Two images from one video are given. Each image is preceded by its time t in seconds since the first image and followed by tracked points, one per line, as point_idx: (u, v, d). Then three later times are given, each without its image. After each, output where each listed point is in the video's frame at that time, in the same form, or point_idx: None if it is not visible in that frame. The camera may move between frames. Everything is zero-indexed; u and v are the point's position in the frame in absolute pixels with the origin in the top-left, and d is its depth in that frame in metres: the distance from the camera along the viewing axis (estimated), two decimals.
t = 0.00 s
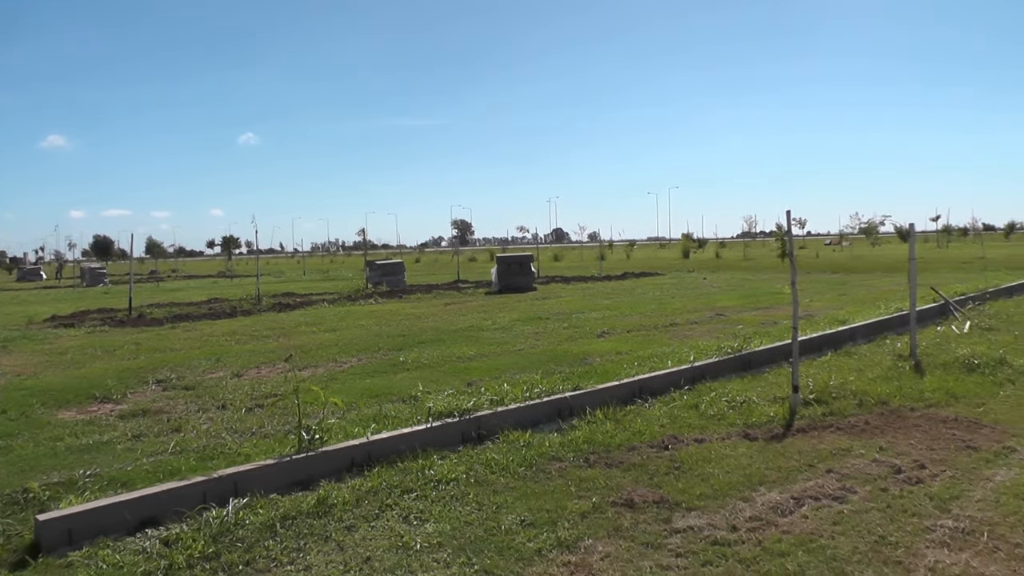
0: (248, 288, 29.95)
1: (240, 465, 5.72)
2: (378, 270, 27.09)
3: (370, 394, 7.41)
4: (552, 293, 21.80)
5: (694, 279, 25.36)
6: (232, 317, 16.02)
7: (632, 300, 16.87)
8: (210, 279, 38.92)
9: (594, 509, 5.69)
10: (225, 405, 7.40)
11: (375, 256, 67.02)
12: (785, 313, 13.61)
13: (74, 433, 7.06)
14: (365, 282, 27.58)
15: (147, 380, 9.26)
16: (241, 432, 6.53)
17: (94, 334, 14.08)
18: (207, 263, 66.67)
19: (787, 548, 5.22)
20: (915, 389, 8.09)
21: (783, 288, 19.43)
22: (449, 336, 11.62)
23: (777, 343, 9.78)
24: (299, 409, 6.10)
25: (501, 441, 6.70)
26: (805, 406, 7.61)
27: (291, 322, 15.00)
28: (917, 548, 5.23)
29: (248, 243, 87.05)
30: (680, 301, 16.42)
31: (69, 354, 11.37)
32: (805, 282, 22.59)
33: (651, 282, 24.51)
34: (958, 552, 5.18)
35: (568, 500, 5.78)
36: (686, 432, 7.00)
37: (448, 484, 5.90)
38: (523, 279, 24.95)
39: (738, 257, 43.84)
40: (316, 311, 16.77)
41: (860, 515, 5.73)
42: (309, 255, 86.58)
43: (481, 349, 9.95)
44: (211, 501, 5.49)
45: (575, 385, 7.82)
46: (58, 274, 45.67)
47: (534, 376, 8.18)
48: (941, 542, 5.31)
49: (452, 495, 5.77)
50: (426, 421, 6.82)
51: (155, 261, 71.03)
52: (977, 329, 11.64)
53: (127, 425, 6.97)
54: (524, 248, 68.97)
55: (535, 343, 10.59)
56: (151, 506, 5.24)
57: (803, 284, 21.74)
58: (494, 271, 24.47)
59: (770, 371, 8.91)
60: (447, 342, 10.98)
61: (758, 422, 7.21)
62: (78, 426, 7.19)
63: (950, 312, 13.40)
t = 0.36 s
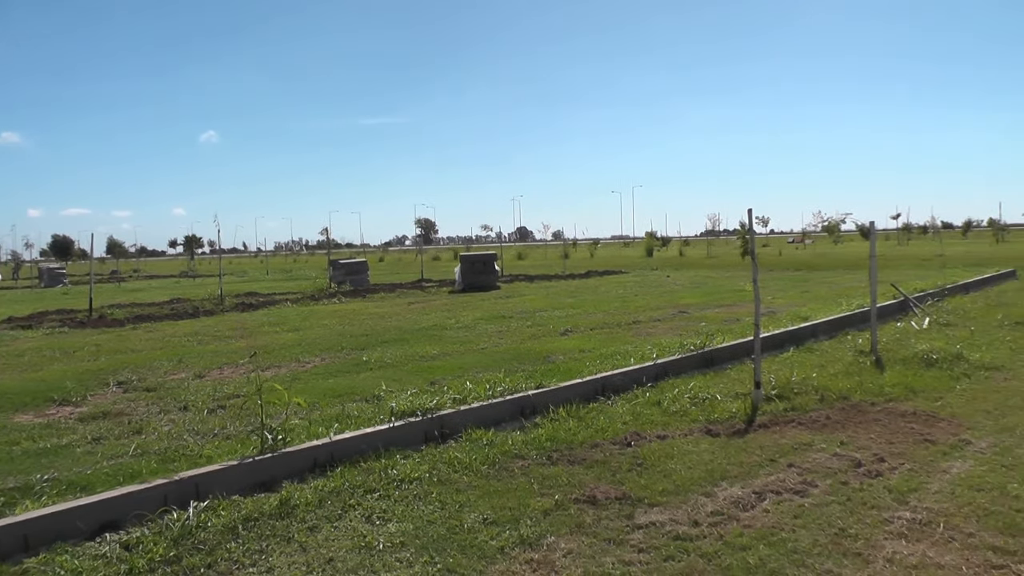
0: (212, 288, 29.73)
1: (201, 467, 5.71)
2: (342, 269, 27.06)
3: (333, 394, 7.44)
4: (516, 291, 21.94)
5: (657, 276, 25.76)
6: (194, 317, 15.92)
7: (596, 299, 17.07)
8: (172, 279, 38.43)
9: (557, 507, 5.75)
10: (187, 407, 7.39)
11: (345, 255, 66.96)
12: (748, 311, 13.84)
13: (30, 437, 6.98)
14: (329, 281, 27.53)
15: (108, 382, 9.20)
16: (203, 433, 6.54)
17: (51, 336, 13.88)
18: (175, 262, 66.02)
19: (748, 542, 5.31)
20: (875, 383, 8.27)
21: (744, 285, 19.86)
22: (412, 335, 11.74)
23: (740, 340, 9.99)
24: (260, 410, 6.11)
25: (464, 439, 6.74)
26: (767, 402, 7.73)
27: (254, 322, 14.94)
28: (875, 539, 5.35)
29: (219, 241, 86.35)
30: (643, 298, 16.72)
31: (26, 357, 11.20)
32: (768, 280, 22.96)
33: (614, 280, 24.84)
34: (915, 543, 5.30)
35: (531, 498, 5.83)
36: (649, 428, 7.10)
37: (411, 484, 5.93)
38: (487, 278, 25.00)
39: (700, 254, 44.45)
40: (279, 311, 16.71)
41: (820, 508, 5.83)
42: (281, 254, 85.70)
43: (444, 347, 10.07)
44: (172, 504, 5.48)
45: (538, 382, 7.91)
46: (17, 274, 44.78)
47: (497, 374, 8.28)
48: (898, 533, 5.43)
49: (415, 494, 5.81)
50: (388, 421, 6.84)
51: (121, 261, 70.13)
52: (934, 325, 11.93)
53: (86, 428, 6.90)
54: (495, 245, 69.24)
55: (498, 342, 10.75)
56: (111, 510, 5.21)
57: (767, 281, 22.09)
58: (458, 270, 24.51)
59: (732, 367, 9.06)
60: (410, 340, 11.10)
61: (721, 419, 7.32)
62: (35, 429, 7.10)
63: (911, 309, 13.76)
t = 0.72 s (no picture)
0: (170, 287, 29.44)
1: (158, 469, 5.71)
2: (300, 268, 26.96)
3: (291, 393, 7.51)
4: (476, 290, 22.21)
5: (617, 275, 26.12)
6: (152, 317, 15.78)
7: (555, 298, 17.32)
8: (128, 279, 37.78)
9: (515, 504, 5.81)
10: (144, 408, 7.39)
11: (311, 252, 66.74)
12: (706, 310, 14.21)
13: None
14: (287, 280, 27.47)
15: (62, 383, 9.14)
16: (160, 435, 6.57)
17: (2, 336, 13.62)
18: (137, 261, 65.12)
19: (705, 537, 5.40)
20: (833, 380, 8.46)
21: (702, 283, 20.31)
22: (372, 334, 11.90)
23: (699, 338, 10.26)
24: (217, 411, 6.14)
25: (423, 438, 6.82)
26: (725, 399, 7.89)
27: (213, 321, 14.88)
28: (829, 532, 5.47)
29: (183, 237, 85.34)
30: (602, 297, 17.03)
31: None
32: (728, 278, 23.29)
33: (574, 279, 25.15)
34: (869, 535, 5.42)
35: (489, 496, 5.89)
36: (607, 426, 7.22)
37: (369, 483, 5.99)
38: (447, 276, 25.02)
39: (659, 254, 44.57)
40: (237, 311, 16.63)
41: (776, 502, 5.95)
42: (246, 251, 84.70)
43: (403, 347, 10.26)
44: (128, 507, 5.47)
45: (497, 381, 8.01)
46: None
47: (455, 373, 8.43)
48: (853, 526, 5.56)
49: (373, 494, 5.85)
50: (346, 420, 6.88)
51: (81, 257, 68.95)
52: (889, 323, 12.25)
53: (39, 430, 6.82)
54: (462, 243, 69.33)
55: (456, 341, 11.00)
56: (64, 514, 5.18)
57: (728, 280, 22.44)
58: (418, 269, 24.47)
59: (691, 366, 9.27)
60: (370, 339, 11.24)
61: (679, 416, 7.45)
62: None
63: (868, 307, 14.11)
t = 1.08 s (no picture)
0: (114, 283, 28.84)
1: (99, 470, 5.67)
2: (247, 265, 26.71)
3: (236, 393, 7.55)
4: (424, 289, 22.39)
5: (564, 274, 26.39)
6: (95, 315, 15.52)
7: (503, 297, 17.55)
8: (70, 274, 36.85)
9: (460, 503, 5.86)
10: (86, 408, 7.36)
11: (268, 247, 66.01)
12: (653, 310, 14.54)
13: None
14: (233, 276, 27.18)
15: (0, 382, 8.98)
16: (102, 435, 6.57)
17: None
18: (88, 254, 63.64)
19: (648, 534, 5.49)
20: (778, 378, 8.64)
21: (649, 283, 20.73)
22: (320, 332, 11.99)
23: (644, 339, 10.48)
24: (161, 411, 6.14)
25: (368, 438, 6.89)
26: (670, 397, 8.06)
27: (159, 319, 14.71)
28: (771, 528, 5.59)
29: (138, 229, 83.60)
30: (550, 297, 17.27)
31: None
32: (675, 278, 23.79)
33: (522, 278, 25.33)
34: (810, 530, 5.56)
35: (433, 495, 5.94)
36: (553, 424, 7.34)
37: (314, 483, 6.02)
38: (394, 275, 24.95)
39: (607, 254, 44.90)
40: (183, 308, 16.45)
41: (719, 499, 6.06)
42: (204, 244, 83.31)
43: (350, 346, 10.38)
44: (68, 510, 5.40)
45: (443, 380, 8.10)
46: None
47: (400, 372, 8.54)
48: (795, 521, 5.69)
49: (318, 494, 5.88)
50: (292, 420, 6.90)
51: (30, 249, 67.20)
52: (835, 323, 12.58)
53: None
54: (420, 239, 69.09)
55: (402, 339, 11.16)
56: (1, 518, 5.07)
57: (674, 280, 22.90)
58: (365, 267, 24.35)
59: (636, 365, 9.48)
60: (316, 338, 11.31)
61: (624, 414, 7.60)
62: None
63: (813, 307, 14.51)
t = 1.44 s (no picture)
0: (62, 280, 28.23)
1: (46, 471, 5.56)
2: (199, 262, 26.39)
3: (185, 392, 7.50)
4: (378, 288, 22.41)
5: (517, 274, 26.57)
6: (41, 312, 15.22)
7: (456, 296, 17.64)
8: (18, 271, 35.96)
9: (410, 502, 5.88)
10: (31, 407, 7.29)
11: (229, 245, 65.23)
12: (604, 310, 14.76)
13: None
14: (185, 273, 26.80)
15: None
16: (49, 434, 6.50)
17: None
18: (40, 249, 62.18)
19: (597, 532, 5.54)
20: (728, 378, 8.77)
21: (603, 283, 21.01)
22: (272, 331, 11.98)
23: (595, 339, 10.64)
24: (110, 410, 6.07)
25: (319, 437, 6.89)
26: (621, 397, 8.17)
27: (108, 317, 14.49)
28: (720, 525, 5.68)
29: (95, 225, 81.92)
30: (503, 296, 17.40)
31: None
32: (628, 279, 24.16)
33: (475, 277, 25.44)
34: (760, 527, 5.66)
35: (384, 495, 5.95)
36: (504, 423, 7.40)
37: (265, 483, 6.00)
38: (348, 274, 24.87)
39: (561, 254, 45.24)
40: (133, 306, 16.22)
41: (668, 497, 6.14)
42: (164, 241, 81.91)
43: (302, 344, 10.39)
44: (13, 511, 5.29)
45: (394, 379, 8.12)
46: None
47: (352, 371, 8.58)
48: (745, 519, 5.79)
49: (269, 493, 5.85)
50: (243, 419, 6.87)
51: None
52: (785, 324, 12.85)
53: None
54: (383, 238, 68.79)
55: (353, 338, 11.21)
56: None
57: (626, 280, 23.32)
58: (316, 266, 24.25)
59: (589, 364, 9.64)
60: (267, 337, 11.29)
61: (575, 412, 7.71)
62: None
63: (765, 307, 14.89)
